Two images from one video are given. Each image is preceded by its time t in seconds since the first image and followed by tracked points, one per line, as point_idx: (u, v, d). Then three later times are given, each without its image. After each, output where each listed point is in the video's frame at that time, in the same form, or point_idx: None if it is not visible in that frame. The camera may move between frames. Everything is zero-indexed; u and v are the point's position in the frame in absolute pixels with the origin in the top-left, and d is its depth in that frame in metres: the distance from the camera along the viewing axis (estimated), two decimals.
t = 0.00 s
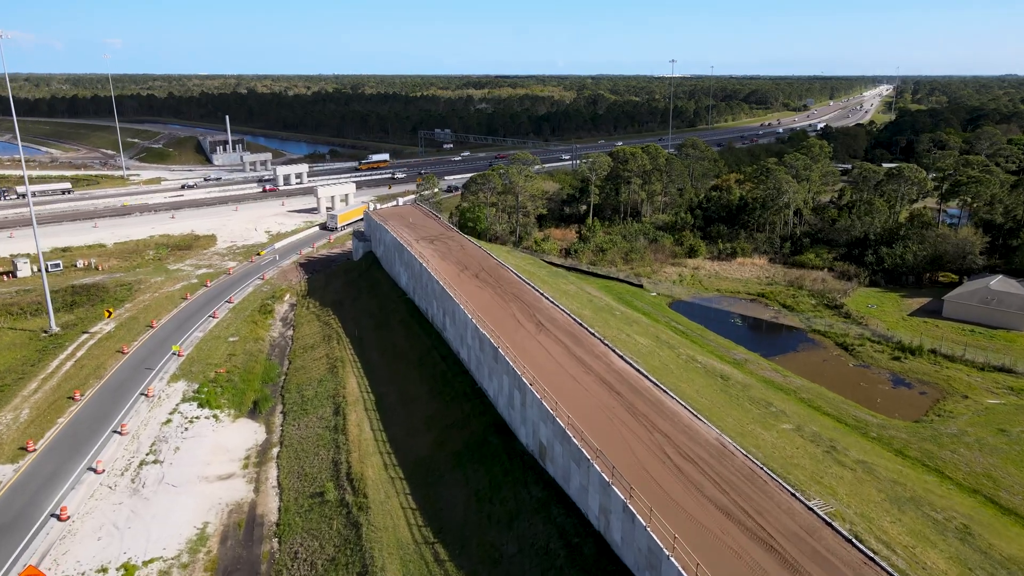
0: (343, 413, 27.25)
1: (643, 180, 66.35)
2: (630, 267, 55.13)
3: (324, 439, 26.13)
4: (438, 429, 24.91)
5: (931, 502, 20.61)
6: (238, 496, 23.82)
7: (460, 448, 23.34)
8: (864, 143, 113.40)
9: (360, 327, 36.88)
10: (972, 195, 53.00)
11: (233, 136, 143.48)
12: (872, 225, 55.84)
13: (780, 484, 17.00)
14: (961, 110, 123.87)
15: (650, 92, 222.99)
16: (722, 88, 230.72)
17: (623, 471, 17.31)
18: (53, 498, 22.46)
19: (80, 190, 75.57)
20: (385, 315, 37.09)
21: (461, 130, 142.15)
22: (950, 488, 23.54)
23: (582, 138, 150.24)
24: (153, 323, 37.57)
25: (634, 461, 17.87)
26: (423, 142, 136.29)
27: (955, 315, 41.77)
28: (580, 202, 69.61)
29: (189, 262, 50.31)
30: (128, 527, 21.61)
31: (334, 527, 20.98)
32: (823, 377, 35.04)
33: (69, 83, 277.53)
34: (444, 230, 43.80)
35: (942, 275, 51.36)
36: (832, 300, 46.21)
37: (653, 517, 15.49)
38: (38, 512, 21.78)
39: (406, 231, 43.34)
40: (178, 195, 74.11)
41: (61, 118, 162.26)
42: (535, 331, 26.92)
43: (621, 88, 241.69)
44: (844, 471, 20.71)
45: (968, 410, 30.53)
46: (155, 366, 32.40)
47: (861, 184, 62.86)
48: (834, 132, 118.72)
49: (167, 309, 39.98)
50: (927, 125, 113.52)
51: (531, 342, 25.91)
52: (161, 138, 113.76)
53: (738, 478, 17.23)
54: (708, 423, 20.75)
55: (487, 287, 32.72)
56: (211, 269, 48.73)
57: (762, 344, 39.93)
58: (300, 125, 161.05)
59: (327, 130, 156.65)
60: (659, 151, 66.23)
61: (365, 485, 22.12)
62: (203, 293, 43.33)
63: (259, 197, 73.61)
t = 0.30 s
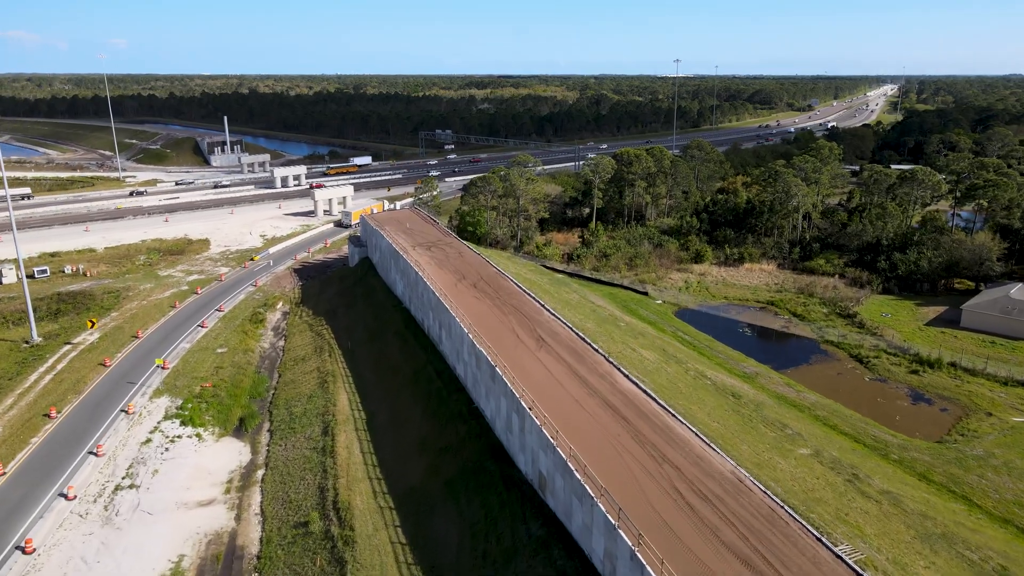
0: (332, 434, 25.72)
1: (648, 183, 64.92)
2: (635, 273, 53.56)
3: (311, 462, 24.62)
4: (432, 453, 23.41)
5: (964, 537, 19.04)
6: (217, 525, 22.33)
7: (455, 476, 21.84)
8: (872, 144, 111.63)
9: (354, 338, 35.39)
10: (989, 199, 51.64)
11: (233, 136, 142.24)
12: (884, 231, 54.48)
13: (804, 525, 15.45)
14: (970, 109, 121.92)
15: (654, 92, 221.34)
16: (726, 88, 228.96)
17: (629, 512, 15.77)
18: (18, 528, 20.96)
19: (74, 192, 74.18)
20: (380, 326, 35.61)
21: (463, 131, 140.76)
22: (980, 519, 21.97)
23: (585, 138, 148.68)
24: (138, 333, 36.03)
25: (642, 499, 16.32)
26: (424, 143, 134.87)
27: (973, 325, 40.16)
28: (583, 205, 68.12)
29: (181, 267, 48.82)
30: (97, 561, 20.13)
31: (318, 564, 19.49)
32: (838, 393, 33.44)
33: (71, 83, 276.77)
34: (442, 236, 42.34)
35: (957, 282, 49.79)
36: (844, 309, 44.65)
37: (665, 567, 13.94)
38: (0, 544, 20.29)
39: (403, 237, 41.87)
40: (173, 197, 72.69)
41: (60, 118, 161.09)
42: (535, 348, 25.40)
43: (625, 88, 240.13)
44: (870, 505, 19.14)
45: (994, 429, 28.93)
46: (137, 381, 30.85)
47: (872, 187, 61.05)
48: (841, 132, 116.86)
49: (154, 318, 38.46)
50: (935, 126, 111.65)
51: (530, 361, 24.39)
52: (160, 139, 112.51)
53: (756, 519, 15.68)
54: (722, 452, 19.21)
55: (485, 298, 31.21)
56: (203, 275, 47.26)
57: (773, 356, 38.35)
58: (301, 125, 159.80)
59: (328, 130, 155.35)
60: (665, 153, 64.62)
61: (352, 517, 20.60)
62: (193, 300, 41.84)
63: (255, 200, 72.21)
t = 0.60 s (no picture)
0: (322, 457, 24.25)
1: (656, 187, 63.33)
2: (643, 280, 52.03)
3: (300, 488, 23.14)
4: (427, 481, 21.92)
5: None
6: (197, 557, 20.90)
7: (450, 508, 20.35)
8: (883, 145, 109.62)
9: (350, 351, 33.94)
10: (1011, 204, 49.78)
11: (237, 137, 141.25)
12: (901, 236, 52.85)
13: None
14: (983, 110, 119.67)
15: (661, 93, 219.55)
16: (734, 88, 226.85)
17: (642, 564, 14.23)
18: None
19: (73, 195, 73.06)
20: (378, 339, 34.15)
21: (467, 132, 139.37)
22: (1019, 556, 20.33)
23: (591, 139, 146.99)
24: (126, 344, 34.60)
25: (655, 547, 14.78)
26: (429, 144, 133.58)
27: (998, 337, 38.44)
28: (590, 208, 66.53)
29: (176, 274, 47.51)
30: None
31: None
32: (858, 411, 31.78)
33: (79, 83, 277.39)
34: (444, 242, 40.89)
35: (978, 291, 48.05)
36: (862, 319, 42.99)
37: None
38: None
39: (402, 244, 40.41)
40: (173, 200, 71.51)
41: (65, 119, 160.49)
42: (538, 368, 23.85)
43: (631, 88, 238.29)
44: (903, 546, 17.54)
45: None
46: (121, 396, 29.42)
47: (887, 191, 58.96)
48: (852, 133, 114.78)
49: (144, 327, 37.09)
50: (949, 127, 109.49)
51: (532, 382, 22.84)
52: (162, 140, 111.44)
53: (782, 571, 14.13)
54: (741, 487, 17.65)
55: (486, 311, 29.67)
56: (197, 282, 45.89)
57: (788, 369, 36.67)
58: (305, 125, 158.71)
59: (332, 130, 154.23)
60: (673, 156, 63.01)
61: (339, 553, 19.10)
62: (185, 309, 40.45)
63: (255, 203, 70.94)
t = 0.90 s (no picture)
0: (308, 483, 22.75)
1: (661, 190, 61.83)
2: (648, 288, 50.52)
3: (283, 518, 21.62)
4: (418, 514, 20.44)
5: None
6: None
7: (442, 545, 18.87)
8: (891, 146, 107.84)
9: (342, 365, 32.45)
10: None
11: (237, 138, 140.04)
12: (915, 242, 51.31)
13: None
14: (993, 110, 117.71)
15: (665, 92, 217.96)
16: (738, 88, 225.07)
17: None
18: None
19: (66, 198, 71.71)
20: (371, 352, 32.66)
21: (469, 133, 138.04)
22: None
23: (595, 140, 145.46)
24: (109, 356, 33.10)
25: None
26: (430, 145, 132.15)
27: (1019, 350, 36.94)
28: (593, 212, 65.00)
29: (167, 281, 46.07)
30: None
31: None
32: (878, 433, 30.24)
33: (82, 84, 276.93)
34: (440, 250, 39.41)
35: (997, 300, 46.50)
36: (876, 330, 41.56)
37: None
38: None
39: (398, 252, 38.94)
40: (167, 203, 70.17)
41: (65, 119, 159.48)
42: (537, 390, 22.37)
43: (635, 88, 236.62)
44: None
45: None
46: (100, 414, 27.93)
47: (901, 195, 57.51)
48: (860, 134, 112.95)
49: (130, 338, 35.63)
50: (958, 127, 107.61)
51: (531, 406, 21.36)
52: (160, 142, 110.25)
53: None
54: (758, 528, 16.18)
55: (483, 325, 28.19)
56: (188, 289, 44.43)
57: (800, 385, 35.08)
58: (306, 126, 157.42)
59: (334, 131, 152.78)
60: (678, 158, 61.51)
61: None
62: (173, 318, 38.93)
63: (252, 206, 69.59)
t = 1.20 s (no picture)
0: (303, 512, 21.33)
1: (678, 194, 60.08)
2: (665, 296, 48.80)
3: (275, 550, 20.22)
4: (417, 552, 19.01)
5: None
6: None
7: None
8: (915, 148, 105.18)
9: (344, 378, 31.04)
10: None
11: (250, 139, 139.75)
12: (946, 250, 49.35)
13: None
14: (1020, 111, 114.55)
15: (680, 92, 215.65)
16: (754, 88, 222.18)
17: None
18: None
19: (75, 199, 71.09)
20: (374, 366, 31.27)
21: (482, 134, 136.86)
22: None
23: (609, 140, 143.69)
24: (104, 367, 31.91)
25: None
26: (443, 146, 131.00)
27: None
28: (607, 215, 63.32)
29: (170, 286, 44.98)
30: None
31: None
32: (914, 459, 28.53)
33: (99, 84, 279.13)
34: (449, 257, 37.98)
35: None
36: (906, 344, 39.94)
37: None
38: None
39: (405, 259, 37.54)
40: (176, 205, 69.32)
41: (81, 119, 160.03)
42: (548, 417, 20.83)
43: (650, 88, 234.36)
44: None
45: None
46: (91, 430, 26.70)
47: (928, 200, 55.47)
48: (881, 135, 110.37)
49: (128, 347, 34.48)
50: (984, 129, 104.75)
51: (542, 435, 19.82)
52: (172, 142, 109.83)
53: None
54: None
55: (491, 342, 26.67)
56: (191, 296, 43.30)
57: (827, 404, 33.28)
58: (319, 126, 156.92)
59: (346, 132, 152.13)
60: (696, 161, 59.67)
61: None
62: (174, 326, 37.75)
63: (261, 208, 68.62)
